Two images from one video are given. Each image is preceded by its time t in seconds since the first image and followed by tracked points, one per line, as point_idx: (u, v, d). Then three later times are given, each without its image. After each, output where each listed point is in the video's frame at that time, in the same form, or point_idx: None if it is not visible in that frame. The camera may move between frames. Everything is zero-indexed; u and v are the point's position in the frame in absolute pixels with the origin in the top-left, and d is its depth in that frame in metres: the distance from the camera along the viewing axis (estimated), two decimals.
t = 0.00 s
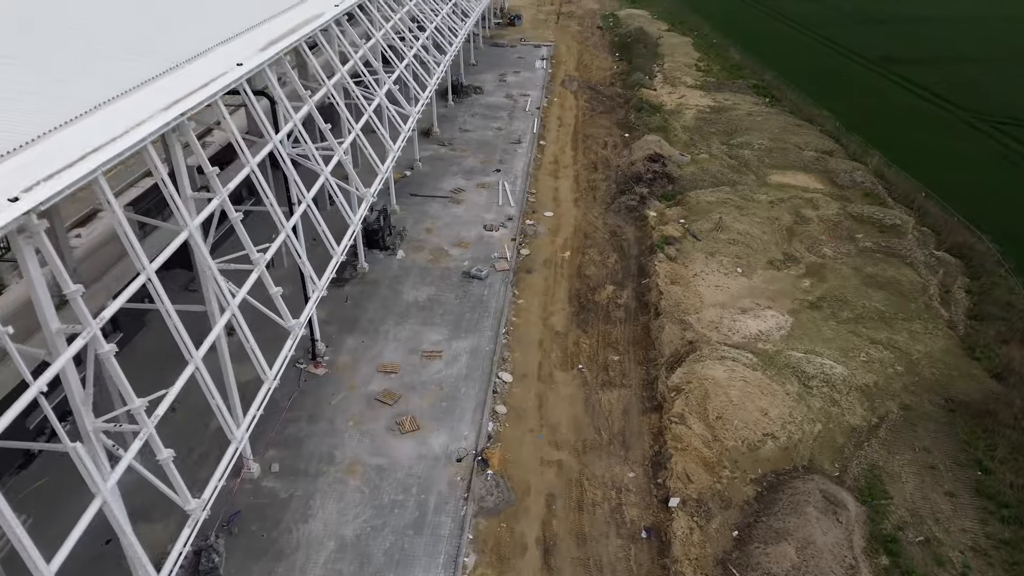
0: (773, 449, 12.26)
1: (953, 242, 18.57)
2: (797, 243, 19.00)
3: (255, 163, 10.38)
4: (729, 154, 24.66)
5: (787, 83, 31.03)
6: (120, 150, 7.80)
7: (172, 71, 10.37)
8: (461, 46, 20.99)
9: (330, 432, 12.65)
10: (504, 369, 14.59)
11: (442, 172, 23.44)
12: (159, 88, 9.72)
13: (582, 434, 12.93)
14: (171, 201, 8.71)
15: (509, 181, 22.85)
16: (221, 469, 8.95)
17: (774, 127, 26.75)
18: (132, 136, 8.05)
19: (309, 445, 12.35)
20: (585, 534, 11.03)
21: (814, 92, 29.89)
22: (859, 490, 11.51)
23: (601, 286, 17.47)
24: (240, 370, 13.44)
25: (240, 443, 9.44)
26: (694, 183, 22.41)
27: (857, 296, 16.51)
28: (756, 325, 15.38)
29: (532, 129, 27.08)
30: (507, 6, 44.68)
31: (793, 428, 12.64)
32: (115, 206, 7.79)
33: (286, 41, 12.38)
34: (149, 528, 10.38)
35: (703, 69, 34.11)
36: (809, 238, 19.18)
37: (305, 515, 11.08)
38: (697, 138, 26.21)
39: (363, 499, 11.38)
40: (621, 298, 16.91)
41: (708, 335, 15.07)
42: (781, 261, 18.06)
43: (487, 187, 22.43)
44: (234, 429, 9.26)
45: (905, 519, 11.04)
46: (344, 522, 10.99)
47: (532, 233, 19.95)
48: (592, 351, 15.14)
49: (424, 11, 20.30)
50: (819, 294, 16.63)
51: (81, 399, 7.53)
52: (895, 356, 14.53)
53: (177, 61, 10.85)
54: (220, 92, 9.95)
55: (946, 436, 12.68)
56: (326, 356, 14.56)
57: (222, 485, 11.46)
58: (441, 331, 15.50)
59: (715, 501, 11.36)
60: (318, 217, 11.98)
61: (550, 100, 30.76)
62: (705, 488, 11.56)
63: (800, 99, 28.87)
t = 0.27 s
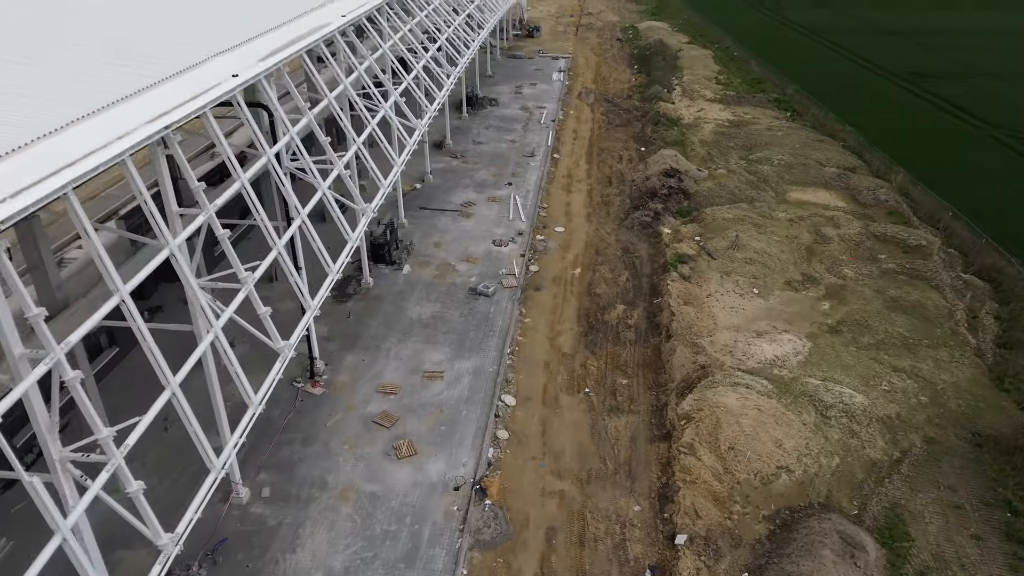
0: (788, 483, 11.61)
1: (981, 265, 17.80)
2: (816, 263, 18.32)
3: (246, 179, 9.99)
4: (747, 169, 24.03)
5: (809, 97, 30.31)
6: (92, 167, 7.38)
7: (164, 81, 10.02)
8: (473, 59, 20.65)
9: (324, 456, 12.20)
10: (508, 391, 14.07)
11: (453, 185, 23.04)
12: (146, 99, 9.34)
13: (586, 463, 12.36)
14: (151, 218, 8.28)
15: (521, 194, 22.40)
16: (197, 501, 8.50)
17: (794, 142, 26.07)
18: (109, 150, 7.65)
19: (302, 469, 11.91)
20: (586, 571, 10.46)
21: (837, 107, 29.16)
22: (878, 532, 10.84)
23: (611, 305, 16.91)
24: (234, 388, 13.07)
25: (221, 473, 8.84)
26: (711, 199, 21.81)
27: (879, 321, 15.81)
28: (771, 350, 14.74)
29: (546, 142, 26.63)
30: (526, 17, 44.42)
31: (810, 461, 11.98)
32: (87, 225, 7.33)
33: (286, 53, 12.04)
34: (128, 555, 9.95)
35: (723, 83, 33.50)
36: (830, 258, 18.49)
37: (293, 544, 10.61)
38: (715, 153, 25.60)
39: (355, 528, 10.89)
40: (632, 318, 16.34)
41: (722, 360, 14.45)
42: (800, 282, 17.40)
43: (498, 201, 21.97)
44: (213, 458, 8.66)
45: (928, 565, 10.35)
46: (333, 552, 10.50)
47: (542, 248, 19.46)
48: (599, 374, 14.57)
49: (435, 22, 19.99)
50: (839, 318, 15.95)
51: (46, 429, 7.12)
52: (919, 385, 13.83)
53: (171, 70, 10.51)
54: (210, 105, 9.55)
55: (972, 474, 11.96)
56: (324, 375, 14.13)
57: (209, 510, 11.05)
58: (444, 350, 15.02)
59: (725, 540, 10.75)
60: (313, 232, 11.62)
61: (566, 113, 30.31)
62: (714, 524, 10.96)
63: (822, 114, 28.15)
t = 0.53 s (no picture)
0: (800, 519, 10.96)
1: (1008, 288, 17.07)
2: (833, 283, 17.67)
3: (233, 195, 9.56)
4: (763, 184, 23.41)
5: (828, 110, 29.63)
6: (58, 184, 6.99)
7: (148, 93, 9.69)
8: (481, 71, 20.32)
9: (315, 482, 11.73)
10: (508, 415, 13.54)
11: (461, 198, 22.64)
12: (127, 112, 8.96)
13: (588, 494, 11.80)
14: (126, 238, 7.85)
15: (529, 208, 21.94)
16: (167, 536, 8.05)
17: (812, 157, 25.42)
18: (78, 166, 7.28)
19: (291, 495, 11.45)
20: None
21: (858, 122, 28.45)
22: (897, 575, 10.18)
23: (619, 324, 16.35)
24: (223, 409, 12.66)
25: (194, 506, 8.42)
26: (725, 215, 21.21)
27: (898, 346, 15.13)
28: (785, 375, 14.11)
29: (557, 155, 26.17)
30: (541, 29, 44.11)
31: (824, 496, 11.34)
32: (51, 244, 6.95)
33: (281, 64, 11.71)
34: None
35: (740, 96, 32.89)
36: (847, 278, 17.83)
37: None
38: (730, 167, 25.00)
39: (342, 560, 10.39)
40: (640, 338, 15.77)
41: (732, 385, 13.83)
42: (816, 303, 16.75)
43: (505, 215, 21.51)
44: (185, 490, 8.18)
45: None
46: None
47: (549, 264, 18.95)
48: (604, 398, 14.00)
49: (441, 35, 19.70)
50: (857, 342, 15.28)
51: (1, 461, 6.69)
52: (941, 417, 13.14)
53: (160, 82, 10.17)
54: (194, 117, 9.16)
55: (998, 513, 11.27)
56: (319, 395, 13.67)
57: (192, 537, 10.63)
58: (444, 370, 14.53)
59: None
60: (304, 249, 11.19)
61: (578, 125, 29.86)
62: (721, 563, 10.36)
63: (842, 128, 27.45)
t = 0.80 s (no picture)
0: (812, 555, 10.40)
1: None
2: (847, 302, 17.10)
3: (217, 210, 9.20)
4: (776, 198, 22.85)
5: (843, 122, 29.02)
6: (22, 201, 6.62)
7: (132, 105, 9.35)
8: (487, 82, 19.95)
9: (305, 507, 11.31)
10: (507, 437, 13.07)
11: (467, 210, 22.24)
12: (107, 124, 8.62)
13: (588, 524, 11.31)
14: (98, 257, 7.48)
15: (536, 221, 21.50)
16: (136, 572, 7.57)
17: (827, 170, 24.85)
18: (46, 183, 6.92)
19: (279, 521, 11.03)
20: None
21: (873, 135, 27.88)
22: None
23: (624, 342, 15.86)
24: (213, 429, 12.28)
25: (168, 538, 7.96)
26: (735, 229, 20.69)
27: (916, 369, 14.53)
28: (797, 399, 13.55)
29: (566, 167, 25.76)
30: (552, 39, 43.80)
31: (836, 530, 10.77)
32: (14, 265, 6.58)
33: (275, 74, 11.38)
34: None
35: (753, 107, 32.38)
36: (862, 297, 17.24)
37: None
38: (742, 180, 24.48)
39: None
40: (646, 358, 15.26)
41: (741, 409, 13.30)
42: (830, 323, 16.18)
43: (511, 228, 21.10)
44: (157, 522, 7.72)
45: None
46: None
47: (554, 279, 18.50)
48: (608, 421, 13.51)
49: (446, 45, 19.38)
50: (872, 364, 14.69)
51: None
52: (961, 446, 12.55)
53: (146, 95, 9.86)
54: (177, 129, 8.81)
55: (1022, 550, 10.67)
56: (313, 414, 13.28)
57: (175, 564, 10.22)
58: (443, 389, 14.09)
59: None
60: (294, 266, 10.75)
61: (588, 136, 29.42)
62: None
63: (857, 140, 26.86)
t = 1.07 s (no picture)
0: None
1: None
2: (863, 324, 16.45)
3: (197, 230, 8.76)
4: (790, 215, 22.23)
5: (860, 137, 28.34)
6: None
7: (110, 120, 8.94)
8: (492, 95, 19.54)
9: (291, 537, 10.81)
10: (505, 465, 12.54)
11: (472, 224, 21.78)
12: (82, 140, 8.20)
13: (587, 560, 10.74)
14: (62, 283, 6.98)
15: (542, 236, 21.00)
16: None
17: (843, 186, 24.19)
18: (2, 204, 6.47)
19: (263, 552, 10.54)
20: None
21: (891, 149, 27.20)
22: None
23: (630, 364, 15.29)
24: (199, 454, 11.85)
25: None
26: (747, 246, 20.08)
27: (936, 398, 13.86)
28: (810, 429, 12.91)
29: (574, 180, 25.27)
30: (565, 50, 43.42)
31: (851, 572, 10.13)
32: None
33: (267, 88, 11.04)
34: None
35: (768, 120, 31.77)
36: (879, 320, 16.56)
37: None
38: (755, 196, 23.87)
39: None
40: (652, 381, 14.68)
41: (751, 438, 12.69)
42: (845, 346, 15.52)
43: (516, 243, 20.61)
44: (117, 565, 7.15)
45: None
46: None
47: (559, 297, 17.97)
48: (611, 448, 12.94)
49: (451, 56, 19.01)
50: (889, 392, 14.03)
51: None
52: (984, 482, 11.87)
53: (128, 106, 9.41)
54: (156, 144, 8.41)
55: None
56: (304, 438, 12.81)
57: None
58: (439, 412, 13.58)
59: None
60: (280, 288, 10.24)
61: (598, 149, 28.93)
62: None
63: (875, 155, 26.18)
